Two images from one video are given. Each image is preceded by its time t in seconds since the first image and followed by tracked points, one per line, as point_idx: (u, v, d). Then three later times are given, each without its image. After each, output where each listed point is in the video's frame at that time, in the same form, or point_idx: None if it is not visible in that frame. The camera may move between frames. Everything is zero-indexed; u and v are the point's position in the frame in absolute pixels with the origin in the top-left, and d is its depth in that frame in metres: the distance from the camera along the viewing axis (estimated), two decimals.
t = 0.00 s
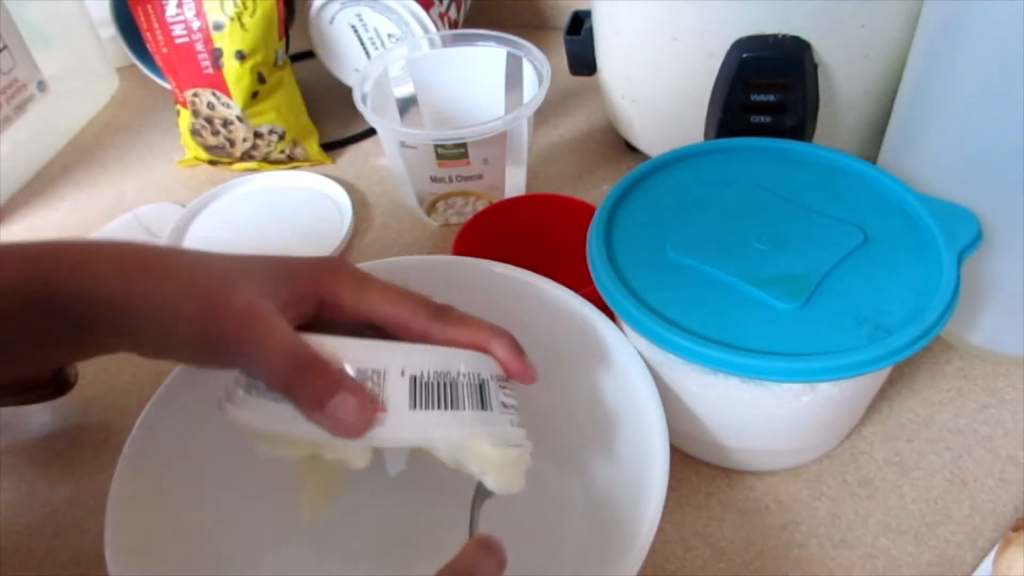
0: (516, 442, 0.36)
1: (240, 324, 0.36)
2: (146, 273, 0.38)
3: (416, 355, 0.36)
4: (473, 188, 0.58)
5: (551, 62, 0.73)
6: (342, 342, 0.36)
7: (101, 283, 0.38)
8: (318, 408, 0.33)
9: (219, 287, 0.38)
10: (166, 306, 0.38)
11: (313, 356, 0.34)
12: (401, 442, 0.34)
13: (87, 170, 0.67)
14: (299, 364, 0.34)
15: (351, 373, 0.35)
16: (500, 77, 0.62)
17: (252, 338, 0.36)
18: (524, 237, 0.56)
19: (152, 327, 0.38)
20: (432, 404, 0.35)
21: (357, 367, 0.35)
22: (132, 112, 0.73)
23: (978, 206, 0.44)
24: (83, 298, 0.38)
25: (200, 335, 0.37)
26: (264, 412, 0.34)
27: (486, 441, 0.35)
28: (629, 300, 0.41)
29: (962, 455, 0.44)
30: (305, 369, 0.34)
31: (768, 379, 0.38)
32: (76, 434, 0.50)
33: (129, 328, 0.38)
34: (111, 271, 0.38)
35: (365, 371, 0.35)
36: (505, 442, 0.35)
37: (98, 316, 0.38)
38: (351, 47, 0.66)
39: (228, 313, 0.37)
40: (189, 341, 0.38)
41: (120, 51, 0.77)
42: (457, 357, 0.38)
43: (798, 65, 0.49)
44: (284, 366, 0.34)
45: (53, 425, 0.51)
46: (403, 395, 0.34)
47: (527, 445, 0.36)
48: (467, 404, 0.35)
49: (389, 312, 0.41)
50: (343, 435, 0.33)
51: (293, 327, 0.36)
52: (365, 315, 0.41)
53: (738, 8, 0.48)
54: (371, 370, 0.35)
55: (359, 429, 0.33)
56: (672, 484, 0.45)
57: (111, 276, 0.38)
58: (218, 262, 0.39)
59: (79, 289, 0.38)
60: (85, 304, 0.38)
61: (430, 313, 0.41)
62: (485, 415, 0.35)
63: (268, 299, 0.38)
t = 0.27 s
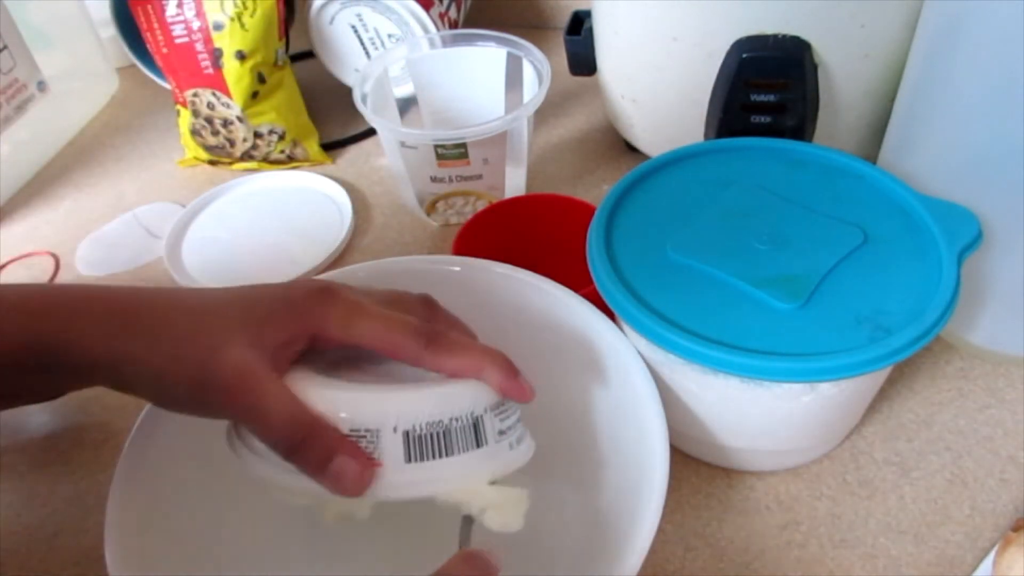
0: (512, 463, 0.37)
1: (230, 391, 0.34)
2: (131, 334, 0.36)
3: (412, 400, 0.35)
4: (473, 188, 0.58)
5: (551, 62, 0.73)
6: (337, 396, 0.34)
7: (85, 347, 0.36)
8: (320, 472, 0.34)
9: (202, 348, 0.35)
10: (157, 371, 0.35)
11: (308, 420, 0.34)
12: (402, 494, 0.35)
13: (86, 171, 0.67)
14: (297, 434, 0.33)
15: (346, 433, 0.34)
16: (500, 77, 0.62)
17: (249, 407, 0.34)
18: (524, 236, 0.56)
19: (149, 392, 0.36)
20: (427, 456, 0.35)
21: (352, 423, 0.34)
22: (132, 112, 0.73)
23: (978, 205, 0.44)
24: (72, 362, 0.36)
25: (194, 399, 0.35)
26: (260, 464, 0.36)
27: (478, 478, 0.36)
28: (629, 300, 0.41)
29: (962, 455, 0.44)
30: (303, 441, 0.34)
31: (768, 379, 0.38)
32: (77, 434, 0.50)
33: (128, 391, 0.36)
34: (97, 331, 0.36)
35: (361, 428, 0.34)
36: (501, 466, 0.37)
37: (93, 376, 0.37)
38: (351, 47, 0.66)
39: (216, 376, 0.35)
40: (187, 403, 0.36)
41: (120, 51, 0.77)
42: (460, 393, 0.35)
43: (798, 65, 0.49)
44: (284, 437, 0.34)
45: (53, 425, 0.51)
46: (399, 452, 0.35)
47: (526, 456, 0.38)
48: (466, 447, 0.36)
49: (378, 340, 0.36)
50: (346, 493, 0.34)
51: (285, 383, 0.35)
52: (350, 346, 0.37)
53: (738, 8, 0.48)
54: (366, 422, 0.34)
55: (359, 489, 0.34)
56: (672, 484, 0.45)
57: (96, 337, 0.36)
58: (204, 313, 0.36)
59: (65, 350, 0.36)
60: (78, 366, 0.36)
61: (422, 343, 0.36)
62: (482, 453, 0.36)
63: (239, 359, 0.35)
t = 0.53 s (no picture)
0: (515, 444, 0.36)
1: (244, 379, 0.34)
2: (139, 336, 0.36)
3: (418, 381, 0.35)
4: (473, 188, 0.58)
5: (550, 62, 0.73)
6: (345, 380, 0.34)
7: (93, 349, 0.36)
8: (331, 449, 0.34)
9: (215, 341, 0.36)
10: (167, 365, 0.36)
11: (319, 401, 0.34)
12: (407, 475, 0.35)
13: (86, 171, 0.67)
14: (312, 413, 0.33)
15: (355, 413, 0.34)
16: (500, 77, 0.62)
17: (264, 402, 0.34)
18: (524, 236, 0.56)
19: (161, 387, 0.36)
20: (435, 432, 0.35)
21: (360, 403, 0.34)
22: (132, 112, 0.73)
23: (978, 205, 0.44)
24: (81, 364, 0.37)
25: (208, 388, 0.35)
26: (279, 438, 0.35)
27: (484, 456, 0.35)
28: (628, 300, 0.41)
29: (962, 455, 0.44)
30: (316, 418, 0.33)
31: (768, 379, 0.38)
32: (77, 434, 0.50)
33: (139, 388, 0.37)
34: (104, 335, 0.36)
35: (368, 410, 0.34)
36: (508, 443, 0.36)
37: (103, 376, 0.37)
38: (351, 47, 0.66)
39: (228, 365, 0.35)
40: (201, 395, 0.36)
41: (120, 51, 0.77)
42: (465, 375, 0.35)
43: (798, 65, 0.49)
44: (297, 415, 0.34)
45: (53, 425, 0.51)
46: (406, 433, 0.34)
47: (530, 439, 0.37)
48: (475, 424, 0.35)
49: (385, 327, 0.36)
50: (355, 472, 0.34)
51: (295, 371, 0.34)
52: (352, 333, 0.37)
53: (738, 8, 0.48)
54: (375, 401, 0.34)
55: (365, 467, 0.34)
56: (672, 484, 0.45)
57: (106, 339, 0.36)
58: (212, 308, 0.37)
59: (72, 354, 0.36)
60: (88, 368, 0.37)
61: (428, 330, 0.36)
62: (490, 434, 0.36)
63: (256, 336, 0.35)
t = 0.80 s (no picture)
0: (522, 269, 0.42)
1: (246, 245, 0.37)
2: (151, 225, 0.35)
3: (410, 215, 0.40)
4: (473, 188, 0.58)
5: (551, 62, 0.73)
6: (359, 226, 0.40)
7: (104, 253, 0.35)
8: (328, 267, 0.39)
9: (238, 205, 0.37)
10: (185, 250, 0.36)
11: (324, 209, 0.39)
12: (415, 296, 0.41)
13: (86, 170, 0.67)
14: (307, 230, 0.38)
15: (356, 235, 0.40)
16: (500, 76, 0.62)
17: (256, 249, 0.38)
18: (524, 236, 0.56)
19: (175, 266, 0.36)
20: (433, 254, 0.40)
21: (364, 230, 0.40)
22: (132, 112, 0.73)
23: (978, 205, 0.44)
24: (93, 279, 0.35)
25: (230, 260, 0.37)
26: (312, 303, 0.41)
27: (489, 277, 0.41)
28: (628, 300, 0.41)
29: (962, 455, 0.44)
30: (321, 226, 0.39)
31: (769, 379, 0.38)
32: (77, 434, 0.50)
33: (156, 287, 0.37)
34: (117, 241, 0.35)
35: (374, 235, 0.40)
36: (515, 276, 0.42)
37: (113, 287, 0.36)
38: (351, 47, 0.66)
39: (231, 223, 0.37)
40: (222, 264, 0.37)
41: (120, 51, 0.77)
42: (461, 210, 0.41)
43: (798, 64, 0.49)
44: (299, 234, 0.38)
45: (53, 425, 0.51)
46: (404, 263, 0.40)
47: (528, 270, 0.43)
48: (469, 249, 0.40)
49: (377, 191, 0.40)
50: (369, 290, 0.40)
51: (300, 252, 0.38)
52: (361, 204, 0.40)
53: (739, 8, 0.48)
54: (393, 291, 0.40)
55: (381, 272, 0.40)
56: (672, 484, 0.45)
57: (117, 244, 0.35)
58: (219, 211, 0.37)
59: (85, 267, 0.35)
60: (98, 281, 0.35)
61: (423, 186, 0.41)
62: (477, 262, 0.41)
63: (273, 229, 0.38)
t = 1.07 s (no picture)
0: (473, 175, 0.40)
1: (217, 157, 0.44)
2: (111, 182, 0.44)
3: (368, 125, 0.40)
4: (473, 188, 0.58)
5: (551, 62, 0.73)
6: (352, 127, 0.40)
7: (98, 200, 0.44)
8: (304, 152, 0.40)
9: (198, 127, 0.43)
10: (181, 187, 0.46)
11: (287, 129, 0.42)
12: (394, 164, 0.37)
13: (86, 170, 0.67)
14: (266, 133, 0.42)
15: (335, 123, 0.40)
16: (499, 76, 0.62)
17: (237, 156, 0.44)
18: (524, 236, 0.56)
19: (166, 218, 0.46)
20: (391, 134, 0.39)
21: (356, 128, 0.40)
22: (132, 112, 0.73)
23: (978, 206, 0.44)
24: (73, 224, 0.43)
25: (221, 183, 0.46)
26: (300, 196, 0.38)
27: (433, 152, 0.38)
28: (628, 299, 0.41)
29: (962, 455, 0.44)
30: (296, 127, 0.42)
31: (769, 379, 0.38)
32: (77, 434, 0.50)
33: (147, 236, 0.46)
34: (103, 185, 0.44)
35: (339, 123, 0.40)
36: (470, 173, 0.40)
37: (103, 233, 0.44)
38: (351, 47, 0.66)
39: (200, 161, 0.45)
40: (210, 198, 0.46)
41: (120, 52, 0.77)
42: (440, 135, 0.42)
43: (798, 64, 0.49)
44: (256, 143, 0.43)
45: (53, 425, 0.51)
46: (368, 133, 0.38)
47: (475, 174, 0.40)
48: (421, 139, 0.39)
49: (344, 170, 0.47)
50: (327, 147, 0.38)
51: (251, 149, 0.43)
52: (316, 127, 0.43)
53: (739, 8, 0.48)
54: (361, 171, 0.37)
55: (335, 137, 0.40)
56: (672, 484, 0.45)
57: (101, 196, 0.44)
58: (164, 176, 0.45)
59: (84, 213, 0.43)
60: (49, 228, 0.42)
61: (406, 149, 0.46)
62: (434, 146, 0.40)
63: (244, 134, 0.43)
